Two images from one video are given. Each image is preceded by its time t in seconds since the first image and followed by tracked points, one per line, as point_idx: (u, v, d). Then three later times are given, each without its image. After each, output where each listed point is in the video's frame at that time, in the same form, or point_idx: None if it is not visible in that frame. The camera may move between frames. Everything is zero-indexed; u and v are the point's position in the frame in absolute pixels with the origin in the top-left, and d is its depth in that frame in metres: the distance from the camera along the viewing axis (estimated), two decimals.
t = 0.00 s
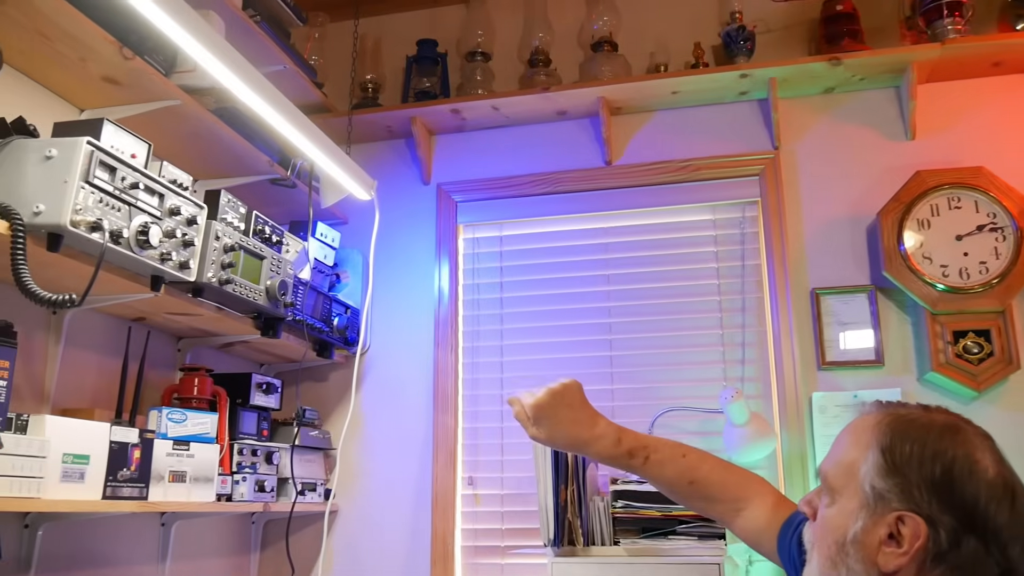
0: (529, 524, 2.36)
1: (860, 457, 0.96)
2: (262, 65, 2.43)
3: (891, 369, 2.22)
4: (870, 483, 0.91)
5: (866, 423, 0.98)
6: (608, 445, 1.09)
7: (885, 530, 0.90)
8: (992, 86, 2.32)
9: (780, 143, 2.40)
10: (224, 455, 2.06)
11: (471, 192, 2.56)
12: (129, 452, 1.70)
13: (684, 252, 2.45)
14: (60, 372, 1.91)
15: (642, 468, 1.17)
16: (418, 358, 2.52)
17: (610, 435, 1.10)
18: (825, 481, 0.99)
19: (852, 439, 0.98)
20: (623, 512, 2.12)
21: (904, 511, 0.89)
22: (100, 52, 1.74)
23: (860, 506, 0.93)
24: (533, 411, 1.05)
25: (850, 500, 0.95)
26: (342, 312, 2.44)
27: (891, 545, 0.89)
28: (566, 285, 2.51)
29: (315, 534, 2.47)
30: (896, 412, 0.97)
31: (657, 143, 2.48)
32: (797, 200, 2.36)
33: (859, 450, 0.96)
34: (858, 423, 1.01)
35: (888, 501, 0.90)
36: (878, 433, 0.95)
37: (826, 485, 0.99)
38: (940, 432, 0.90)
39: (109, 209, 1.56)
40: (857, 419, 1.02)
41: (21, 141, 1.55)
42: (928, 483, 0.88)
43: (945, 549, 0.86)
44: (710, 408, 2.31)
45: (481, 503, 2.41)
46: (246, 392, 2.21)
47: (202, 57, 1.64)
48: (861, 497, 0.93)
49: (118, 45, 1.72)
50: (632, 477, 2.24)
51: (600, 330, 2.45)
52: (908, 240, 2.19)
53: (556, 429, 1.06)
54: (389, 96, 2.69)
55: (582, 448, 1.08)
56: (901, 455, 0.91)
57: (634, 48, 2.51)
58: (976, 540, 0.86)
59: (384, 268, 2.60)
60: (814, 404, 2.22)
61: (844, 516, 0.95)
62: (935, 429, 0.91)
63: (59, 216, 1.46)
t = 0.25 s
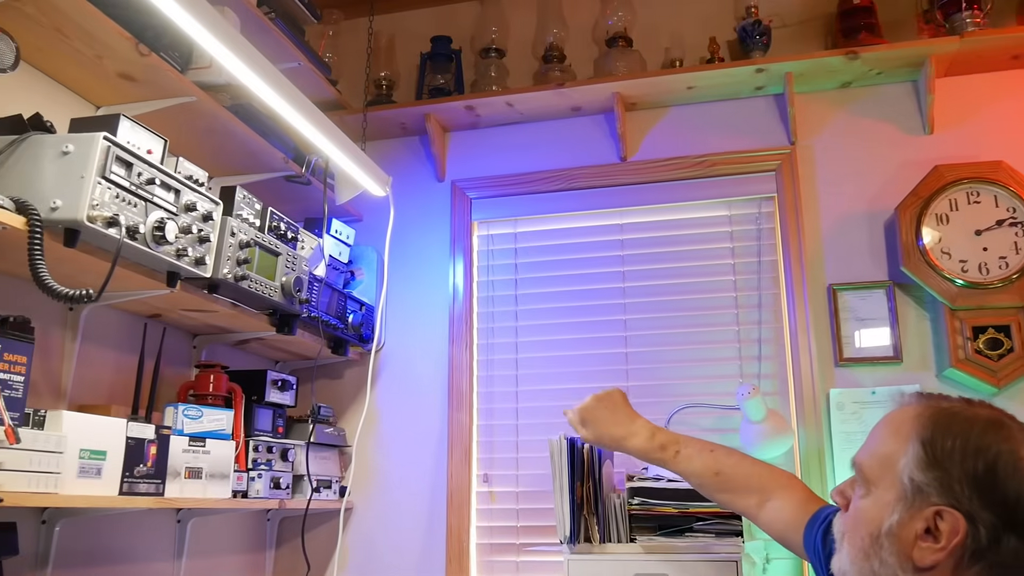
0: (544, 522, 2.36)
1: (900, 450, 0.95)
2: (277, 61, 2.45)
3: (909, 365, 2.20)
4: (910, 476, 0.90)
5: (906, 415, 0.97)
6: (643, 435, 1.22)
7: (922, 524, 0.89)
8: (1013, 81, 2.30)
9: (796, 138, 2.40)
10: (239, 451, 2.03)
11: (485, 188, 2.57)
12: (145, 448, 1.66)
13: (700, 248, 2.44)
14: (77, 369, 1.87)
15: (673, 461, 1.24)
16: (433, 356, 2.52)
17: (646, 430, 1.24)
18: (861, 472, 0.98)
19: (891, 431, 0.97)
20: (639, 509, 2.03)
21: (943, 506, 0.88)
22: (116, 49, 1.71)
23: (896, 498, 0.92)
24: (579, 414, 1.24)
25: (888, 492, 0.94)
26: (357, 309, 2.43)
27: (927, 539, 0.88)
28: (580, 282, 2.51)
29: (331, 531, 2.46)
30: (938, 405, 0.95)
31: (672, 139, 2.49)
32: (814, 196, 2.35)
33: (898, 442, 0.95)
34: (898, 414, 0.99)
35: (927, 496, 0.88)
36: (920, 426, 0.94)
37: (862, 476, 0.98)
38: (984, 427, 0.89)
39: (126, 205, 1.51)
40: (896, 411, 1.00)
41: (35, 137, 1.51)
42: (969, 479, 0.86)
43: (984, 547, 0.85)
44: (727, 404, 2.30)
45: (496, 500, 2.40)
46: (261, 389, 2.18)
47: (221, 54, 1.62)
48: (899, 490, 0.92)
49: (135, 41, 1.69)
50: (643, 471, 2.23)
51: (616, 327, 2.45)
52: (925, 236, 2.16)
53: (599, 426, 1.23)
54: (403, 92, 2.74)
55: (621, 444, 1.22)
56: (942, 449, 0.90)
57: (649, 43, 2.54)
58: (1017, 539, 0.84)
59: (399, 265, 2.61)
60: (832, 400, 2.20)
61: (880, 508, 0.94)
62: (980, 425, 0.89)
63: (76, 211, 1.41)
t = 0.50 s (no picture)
0: (552, 520, 2.36)
1: (936, 446, 0.87)
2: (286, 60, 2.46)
3: (919, 363, 2.19)
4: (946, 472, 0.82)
5: (945, 410, 0.89)
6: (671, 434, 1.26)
7: (955, 524, 0.81)
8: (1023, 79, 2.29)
9: (805, 136, 2.40)
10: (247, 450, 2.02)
11: (493, 187, 2.57)
12: (155, 447, 1.66)
13: (708, 247, 2.44)
14: (86, 368, 1.86)
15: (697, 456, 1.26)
16: (440, 355, 2.52)
17: (674, 428, 1.29)
18: (893, 467, 0.90)
19: (927, 425, 0.89)
20: (648, 508, 2.00)
21: (979, 505, 0.80)
22: (125, 48, 1.71)
23: (929, 495, 0.84)
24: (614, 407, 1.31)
25: (922, 488, 0.86)
26: (365, 308, 2.42)
27: (960, 539, 0.81)
28: (588, 281, 2.50)
29: (340, 529, 2.46)
30: (978, 399, 0.87)
31: (679, 137, 2.49)
32: (823, 194, 2.35)
33: (933, 439, 0.87)
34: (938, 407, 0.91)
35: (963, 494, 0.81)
36: (959, 421, 0.85)
37: (894, 470, 0.90)
38: None
39: (135, 203, 1.51)
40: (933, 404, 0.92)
41: (44, 135, 1.50)
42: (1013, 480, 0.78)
43: None
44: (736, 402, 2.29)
45: (505, 499, 2.40)
46: (269, 388, 2.18)
47: (230, 53, 1.60)
48: (934, 486, 0.85)
49: (143, 40, 1.69)
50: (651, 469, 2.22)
51: (624, 326, 2.45)
52: (934, 235, 2.15)
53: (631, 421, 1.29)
54: (411, 91, 2.75)
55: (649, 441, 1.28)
56: (982, 447, 0.82)
57: (657, 41, 2.55)
58: None
59: (406, 263, 2.62)
60: (841, 398, 2.20)
61: (911, 503, 0.86)
62: None
63: (86, 210, 1.41)
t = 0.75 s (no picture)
0: (556, 518, 2.35)
1: (960, 444, 0.95)
2: (291, 58, 2.48)
3: (924, 361, 2.18)
4: (973, 472, 0.90)
5: (969, 409, 0.97)
6: (671, 416, 1.30)
7: (980, 521, 0.90)
8: None
9: (810, 134, 2.40)
10: (253, 447, 2.02)
11: (497, 184, 2.57)
12: (160, 444, 1.66)
13: (714, 245, 2.44)
14: (91, 364, 1.86)
15: (702, 441, 1.30)
16: (444, 352, 2.52)
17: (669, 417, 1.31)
18: (917, 463, 0.99)
19: (952, 425, 0.98)
20: (653, 506, 1.98)
21: (1004, 503, 0.88)
22: (129, 44, 1.70)
23: (954, 492, 0.93)
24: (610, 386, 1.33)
25: (946, 487, 0.95)
26: (371, 305, 2.40)
27: (985, 536, 0.89)
28: (593, 279, 2.50)
29: (345, 527, 2.46)
30: (999, 401, 0.96)
31: (684, 135, 2.48)
32: (828, 192, 2.35)
33: (959, 437, 0.96)
34: (957, 409, 1.00)
35: (989, 492, 0.89)
36: (985, 420, 0.94)
37: (918, 467, 0.99)
38: None
39: (139, 200, 1.51)
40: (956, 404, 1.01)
41: (49, 132, 1.50)
42: None
43: None
44: (741, 400, 2.29)
45: (509, 497, 2.40)
46: (275, 385, 2.19)
47: (235, 49, 1.60)
48: (959, 485, 0.93)
49: (148, 37, 1.69)
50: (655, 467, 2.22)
51: (629, 324, 2.44)
52: (940, 233, 2.14)
53: (629, 403, 1.31)
54: (415, 89, 2.75)
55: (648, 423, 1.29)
56: (1007, 445, 0.90)
57: (662, 39, 2.55)
58: None
59: (411, 261, 2.62)
60: (847, 395, 2.19)
61: (935, 501, 0.95)
62: None
63: (91, 207, 1.41)
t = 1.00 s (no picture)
0: (557, 517, 2.35)
1: (976, 441, 0.97)
2: (293, 57, 2.49)
3: (926, 360, 2.18)
4: (994, 473, 0.92)
5: (985, 407, 1.00)
6: (665, 417, 1.32)
7: (996, 520, 0.93)
8: None
9: (811, 133, 2.40)
10: (256, 446, 2.02)
11: (499, 183, 2.58)
12: (163, 443, 1.66)
13: (715, 244, 2.44)
14: (95, 364, 1.87)
15: (699, 444, 1.33)
16: (446, 351, 2.52)
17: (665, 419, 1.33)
18: (931, 458, 1.01)
19: (968, 421, 1.00)
20: (655, 505, 1.98)
21: (1020, 504, 0.92)
22: (133, 44, 1.71)
23: (969, 490, 0.95)
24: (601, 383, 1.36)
25: (962, 484, 0.97)
26: (372, 304, 2.41)
27: (998, 536, 0.93)
28: (595, 277, 2.51)
29: (347, 526, 2.47)
30: (1011, 400, 0.98)
31: (686, 134, 2.49)
32: (830, 191, 2.35)
33: (977, 434, 0.98)
34: (972, 405, 1.02)
35: (1008, 494, 0.92)
36: (1003, 419, 0.96)
37: (931, 461, 1.01)
38: None
39: (143, 200, 1.51)
40: (972, 400, 1.03)
41: (53, 132, 1.50)
42: None
43: None
44: (743, 399, 2.29)
45: (511, 496, 2.40)
46: (278, 384, 2.19)
47: (237, 49, 1.61)
48: (975, 484, 0.95)
49: (151, 37, 1.69)
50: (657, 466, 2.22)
51: (631, 322, 2.45)
52: (942, 231, 2.14)
53: (618, 404, 1.33)
54: (417, 88, 2.76)
55: (638, 424, 1.31)
56: None
57: (664, 38, 2.55)
58: None
59: (413, 260, 2.62)
60: (849, 393, 2.19)
61: (949, 497, 0.97)
62: None
63: (94, 206, 1.41)
